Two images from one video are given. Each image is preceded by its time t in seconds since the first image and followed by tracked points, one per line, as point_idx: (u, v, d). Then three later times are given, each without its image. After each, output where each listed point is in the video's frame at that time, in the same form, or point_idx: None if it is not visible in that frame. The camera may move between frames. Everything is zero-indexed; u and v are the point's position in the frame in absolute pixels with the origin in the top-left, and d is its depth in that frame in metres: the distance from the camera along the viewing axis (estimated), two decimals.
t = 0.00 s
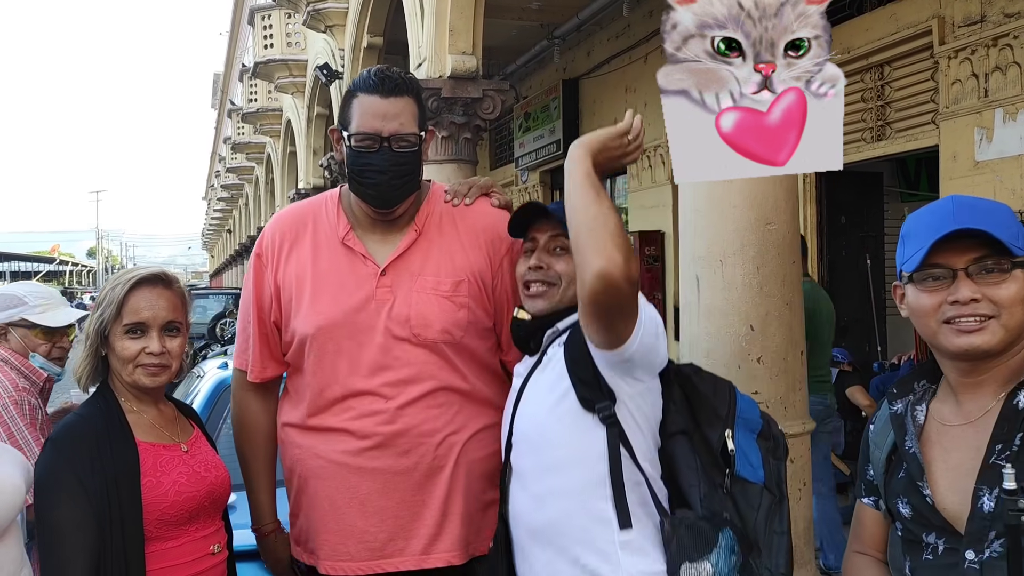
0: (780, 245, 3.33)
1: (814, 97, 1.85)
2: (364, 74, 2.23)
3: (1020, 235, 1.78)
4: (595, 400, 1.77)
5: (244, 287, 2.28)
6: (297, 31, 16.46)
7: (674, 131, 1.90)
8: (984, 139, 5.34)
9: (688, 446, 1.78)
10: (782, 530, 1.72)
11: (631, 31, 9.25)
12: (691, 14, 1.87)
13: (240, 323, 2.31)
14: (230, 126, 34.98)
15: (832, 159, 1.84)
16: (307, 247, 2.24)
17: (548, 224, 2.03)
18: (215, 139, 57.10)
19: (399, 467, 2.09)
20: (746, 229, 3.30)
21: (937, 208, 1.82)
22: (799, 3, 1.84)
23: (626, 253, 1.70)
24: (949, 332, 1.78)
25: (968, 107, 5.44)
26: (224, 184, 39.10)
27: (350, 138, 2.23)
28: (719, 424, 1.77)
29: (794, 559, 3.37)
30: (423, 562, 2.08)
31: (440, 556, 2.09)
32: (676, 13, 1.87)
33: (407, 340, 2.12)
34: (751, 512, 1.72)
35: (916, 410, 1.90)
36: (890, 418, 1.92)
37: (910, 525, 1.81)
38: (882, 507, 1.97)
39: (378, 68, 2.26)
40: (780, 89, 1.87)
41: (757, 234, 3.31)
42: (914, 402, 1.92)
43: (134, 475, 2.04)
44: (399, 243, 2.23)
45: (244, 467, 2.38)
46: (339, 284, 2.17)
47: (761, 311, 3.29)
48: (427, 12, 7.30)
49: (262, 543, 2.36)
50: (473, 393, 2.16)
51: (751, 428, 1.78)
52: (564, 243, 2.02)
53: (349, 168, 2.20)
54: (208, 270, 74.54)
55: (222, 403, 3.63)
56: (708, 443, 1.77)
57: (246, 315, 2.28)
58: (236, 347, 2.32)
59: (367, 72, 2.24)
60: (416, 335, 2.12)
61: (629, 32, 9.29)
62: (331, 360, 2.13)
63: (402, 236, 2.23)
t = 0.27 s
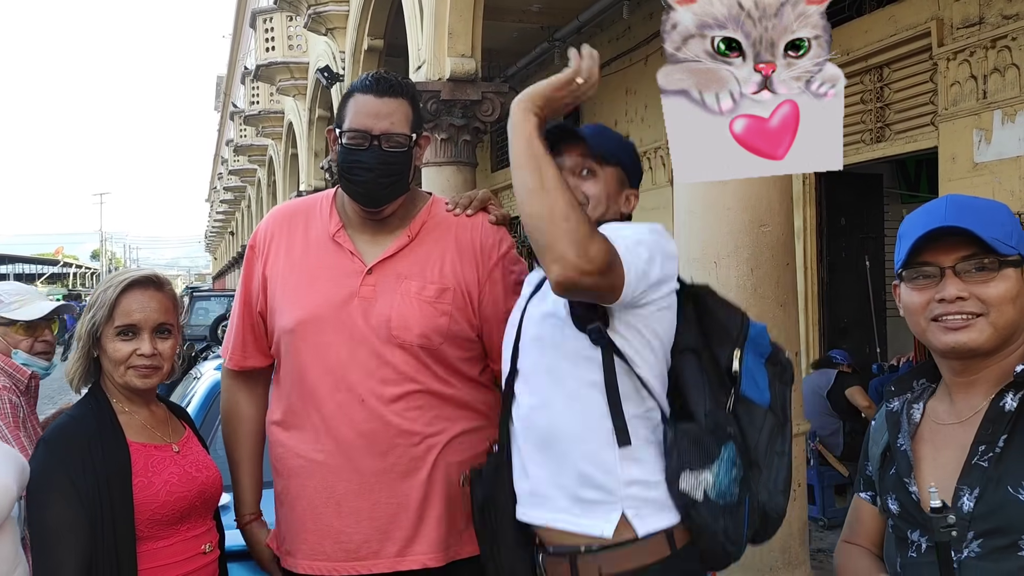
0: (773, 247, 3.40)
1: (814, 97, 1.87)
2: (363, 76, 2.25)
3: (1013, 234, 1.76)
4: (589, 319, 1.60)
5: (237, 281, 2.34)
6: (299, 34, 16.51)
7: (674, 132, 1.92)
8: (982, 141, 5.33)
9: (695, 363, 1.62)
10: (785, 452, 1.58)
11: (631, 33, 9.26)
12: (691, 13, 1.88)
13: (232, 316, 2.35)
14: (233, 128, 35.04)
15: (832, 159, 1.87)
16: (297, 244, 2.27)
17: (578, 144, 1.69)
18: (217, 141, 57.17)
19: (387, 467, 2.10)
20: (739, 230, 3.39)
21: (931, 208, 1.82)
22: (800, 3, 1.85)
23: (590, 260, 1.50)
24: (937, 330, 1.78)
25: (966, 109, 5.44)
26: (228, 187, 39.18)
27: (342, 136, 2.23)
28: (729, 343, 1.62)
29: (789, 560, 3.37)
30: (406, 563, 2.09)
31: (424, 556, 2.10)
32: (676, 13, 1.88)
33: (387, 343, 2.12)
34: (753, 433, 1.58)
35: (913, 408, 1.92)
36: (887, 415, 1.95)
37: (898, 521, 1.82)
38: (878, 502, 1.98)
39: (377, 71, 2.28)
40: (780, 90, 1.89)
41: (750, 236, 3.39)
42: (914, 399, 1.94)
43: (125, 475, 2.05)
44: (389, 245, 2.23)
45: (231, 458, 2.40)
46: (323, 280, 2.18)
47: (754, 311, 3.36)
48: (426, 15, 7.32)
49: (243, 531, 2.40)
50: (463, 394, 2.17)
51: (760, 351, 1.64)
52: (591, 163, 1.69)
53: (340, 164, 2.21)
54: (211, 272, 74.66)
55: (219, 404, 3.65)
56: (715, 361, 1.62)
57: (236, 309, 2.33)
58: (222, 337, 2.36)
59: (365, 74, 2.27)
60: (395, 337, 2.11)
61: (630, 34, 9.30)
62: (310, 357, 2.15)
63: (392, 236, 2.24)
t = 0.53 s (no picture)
0: (770, 250, 3.42)
1: (814, 96, 1.99)
2: (360, 81, 2.26)
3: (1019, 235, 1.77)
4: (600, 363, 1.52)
5: (243, 280, 2.37)
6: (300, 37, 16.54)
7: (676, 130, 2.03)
8: (981, 143, 5.33)
9: (738, 361, 1.49)
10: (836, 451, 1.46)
11: (632, 36, 9.27)
12: (691, 14, 2.08)
13: (236, 315, 2.37)
14: (235, 130, 35.10)
15: (831, 158, 1.97)
16: (298, 245, 2.29)
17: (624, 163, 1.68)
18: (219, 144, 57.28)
19: (380, 469, 2.11)
20: (736, 234, 3.41)
21: (937, 207, 1.84)
22: (799, 4, 2.02)
23: (606, 421, 1.34)
24: (937, 326, 1.79)
25: (966, 111, 5.45)
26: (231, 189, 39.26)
27: (343, 142, 2.25)
28: (773, 333, 1.47)
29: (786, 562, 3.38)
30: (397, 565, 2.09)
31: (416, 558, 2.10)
32: (677, 14, 2.08)
33: (381, 345, 2.12)
34: (804, 434, 1.44)
35: (907, 411, 1.94)
36: (881, 419, 1.98)
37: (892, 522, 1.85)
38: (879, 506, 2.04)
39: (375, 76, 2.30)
40: (780, 89, 2.01)
41: (748, 239, 3.41)
42: (909, 402, 1.97)
43: (120, 477, 2.06)
44: (388, 248, 2.24)
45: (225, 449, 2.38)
46: (323, 280, 2.20)
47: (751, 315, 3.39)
48: (426, 18, 7.33)
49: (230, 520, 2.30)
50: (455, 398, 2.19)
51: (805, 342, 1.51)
52: (627, 186, 1.69)
53: (342, 170, 2.22)
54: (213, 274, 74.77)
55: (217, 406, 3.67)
56: (760, 357, 1.48)
57: (240, 309, 2.36)
58: (229, 334, 2.38)
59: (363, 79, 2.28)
60: (390, 340, 2.12)
61: (630, 36, 9.31)
62: (308, 358, 2.16)
63: (394, 239, 2.26)
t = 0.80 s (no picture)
0: (770, 252, 3.43)
1: (815, 96, 1.99)
2: (362, 84, 2.26)
3: (984, 238, 1.78)
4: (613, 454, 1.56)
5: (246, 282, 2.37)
6: (302, 39, 16.56)
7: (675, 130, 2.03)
8: (983, 144, 5.34)
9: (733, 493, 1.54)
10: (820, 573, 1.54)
11: (633, 37, 9.27)
12: (692, 14, 2.06)
13: (241, 316, 2.38)
14: (237, 132, 35.14)
15: (831, 157, 1.96)
16: (301, 247, 2.29)
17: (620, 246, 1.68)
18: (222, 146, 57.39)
19: (381, 470, 2.11)
20: (737, 236, 3.42)
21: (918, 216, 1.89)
22: (800, 4, 2.03)
23: (645, 518, 1.30)
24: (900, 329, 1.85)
25: (967, 113, 5.45)
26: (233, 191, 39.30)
27: (347, 145, 2.25)
28: (765, 468, 1.52)
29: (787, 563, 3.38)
30: (396, 567, 2.10)
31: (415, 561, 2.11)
32: (677, 14, 2.07)
33: (380, 348, 2.13)
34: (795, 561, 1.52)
35: (901, 417, 1.96)
36: (877, 426, 2.01)
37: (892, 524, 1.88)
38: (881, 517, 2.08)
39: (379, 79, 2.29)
40: (780, 89, 2.01)
41: (748, 241, 3.43)
42: (903, 407, 1.98)
43: (122, 478, 2.07)
44: (390, 250, 2.25)
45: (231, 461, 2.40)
46: (324, 282, 2.20)
47: (751, 317, 3.41)
48: (428, 20, 7.33)
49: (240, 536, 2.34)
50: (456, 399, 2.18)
51: (790, 470, 1.60)
52: (621, 266, 1.68)
53: (344, 174, 2.22)
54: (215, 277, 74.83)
55: (217, 408, 3.67)
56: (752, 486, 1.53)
57: (244, 311, 2.36)
58: (232, 339, 2.39)
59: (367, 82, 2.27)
60: (389, 343, 2.12)
61: (632, 38, 9.31)
62: (309, 359, 2.16)
63: (395, 242, 2.26)
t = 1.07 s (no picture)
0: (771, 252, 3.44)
1: (815, 97, 1.86)
2: (375, 84, 2.26)
3: (979, 240, 1.79)
4: (643, 341, 1.52)
5: (253, 282, 2.37)
6: (305, 40, 16.65)
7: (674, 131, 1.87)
8: (984, 146, 5.33)
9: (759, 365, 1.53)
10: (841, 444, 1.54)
11: (635, 39, 9.27)
12: (691, 13, 1.88)
13: (247, 316, 2.39)
14: (239, 133, 35.20)
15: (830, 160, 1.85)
16: (308, 248, 2.29)
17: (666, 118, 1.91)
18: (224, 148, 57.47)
19: (380, 472, 2.11)
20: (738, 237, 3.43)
21: (927, 222, 1.93)
22: (800, 3, 1.87)
23: (688, 428, 1.34)
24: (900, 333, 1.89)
25: (968, 115, 5.45)
26: (235, 192, 39.37)
27: (358, 145, 2.25)
28: (792, 326, 1.53)
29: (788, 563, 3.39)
30: (398, 567, 2.10)
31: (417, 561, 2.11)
32: (676, 13, 1.87)
33: (388, 350, 2.13)
34: (812, 426, 1.54)
35: (917, 412, 1.97)
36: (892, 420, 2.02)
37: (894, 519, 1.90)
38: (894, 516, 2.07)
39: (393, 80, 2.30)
40: (780, 89, 1.88)
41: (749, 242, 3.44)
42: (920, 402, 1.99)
43: (124, 480, 2.07)
44: (397, 251, 2.25)
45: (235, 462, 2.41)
46: (331, 284, 2.20)
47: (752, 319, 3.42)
48: (429, 21, 7.34)
49: (239, 532, 2.36)
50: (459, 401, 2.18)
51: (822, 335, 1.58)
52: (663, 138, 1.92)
53: (354, 174, 2.22)
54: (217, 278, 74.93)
55: (219, 409, 3.68)
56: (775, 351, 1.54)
57: (251, 311, 2.36)
58: (240, 338, 2.40)
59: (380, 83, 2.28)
60: (397, 345, 2.13)
61: (633, 39, 9.31)
62: (317, 362, 2.17)
63: (403, 242, 2.26)
